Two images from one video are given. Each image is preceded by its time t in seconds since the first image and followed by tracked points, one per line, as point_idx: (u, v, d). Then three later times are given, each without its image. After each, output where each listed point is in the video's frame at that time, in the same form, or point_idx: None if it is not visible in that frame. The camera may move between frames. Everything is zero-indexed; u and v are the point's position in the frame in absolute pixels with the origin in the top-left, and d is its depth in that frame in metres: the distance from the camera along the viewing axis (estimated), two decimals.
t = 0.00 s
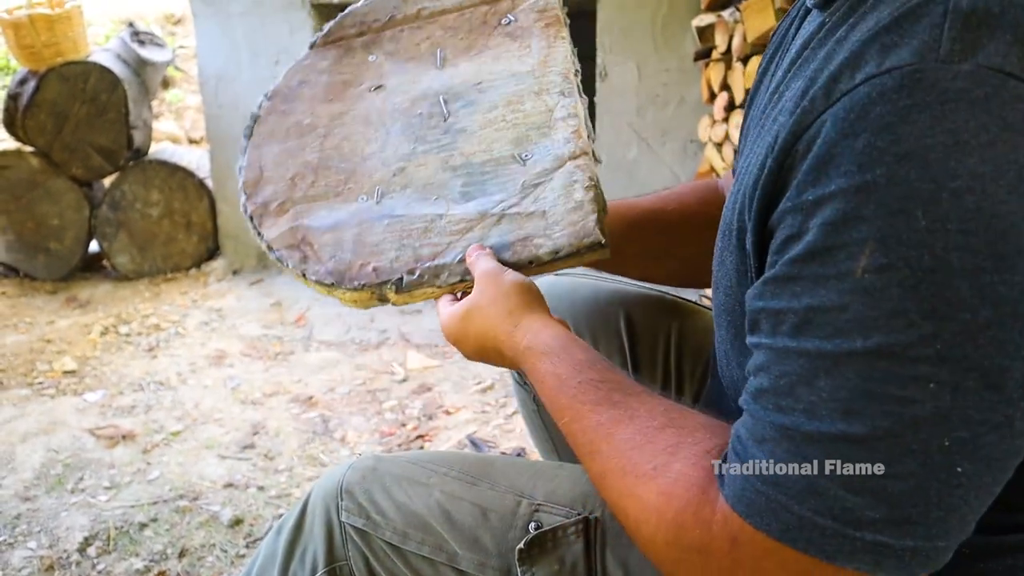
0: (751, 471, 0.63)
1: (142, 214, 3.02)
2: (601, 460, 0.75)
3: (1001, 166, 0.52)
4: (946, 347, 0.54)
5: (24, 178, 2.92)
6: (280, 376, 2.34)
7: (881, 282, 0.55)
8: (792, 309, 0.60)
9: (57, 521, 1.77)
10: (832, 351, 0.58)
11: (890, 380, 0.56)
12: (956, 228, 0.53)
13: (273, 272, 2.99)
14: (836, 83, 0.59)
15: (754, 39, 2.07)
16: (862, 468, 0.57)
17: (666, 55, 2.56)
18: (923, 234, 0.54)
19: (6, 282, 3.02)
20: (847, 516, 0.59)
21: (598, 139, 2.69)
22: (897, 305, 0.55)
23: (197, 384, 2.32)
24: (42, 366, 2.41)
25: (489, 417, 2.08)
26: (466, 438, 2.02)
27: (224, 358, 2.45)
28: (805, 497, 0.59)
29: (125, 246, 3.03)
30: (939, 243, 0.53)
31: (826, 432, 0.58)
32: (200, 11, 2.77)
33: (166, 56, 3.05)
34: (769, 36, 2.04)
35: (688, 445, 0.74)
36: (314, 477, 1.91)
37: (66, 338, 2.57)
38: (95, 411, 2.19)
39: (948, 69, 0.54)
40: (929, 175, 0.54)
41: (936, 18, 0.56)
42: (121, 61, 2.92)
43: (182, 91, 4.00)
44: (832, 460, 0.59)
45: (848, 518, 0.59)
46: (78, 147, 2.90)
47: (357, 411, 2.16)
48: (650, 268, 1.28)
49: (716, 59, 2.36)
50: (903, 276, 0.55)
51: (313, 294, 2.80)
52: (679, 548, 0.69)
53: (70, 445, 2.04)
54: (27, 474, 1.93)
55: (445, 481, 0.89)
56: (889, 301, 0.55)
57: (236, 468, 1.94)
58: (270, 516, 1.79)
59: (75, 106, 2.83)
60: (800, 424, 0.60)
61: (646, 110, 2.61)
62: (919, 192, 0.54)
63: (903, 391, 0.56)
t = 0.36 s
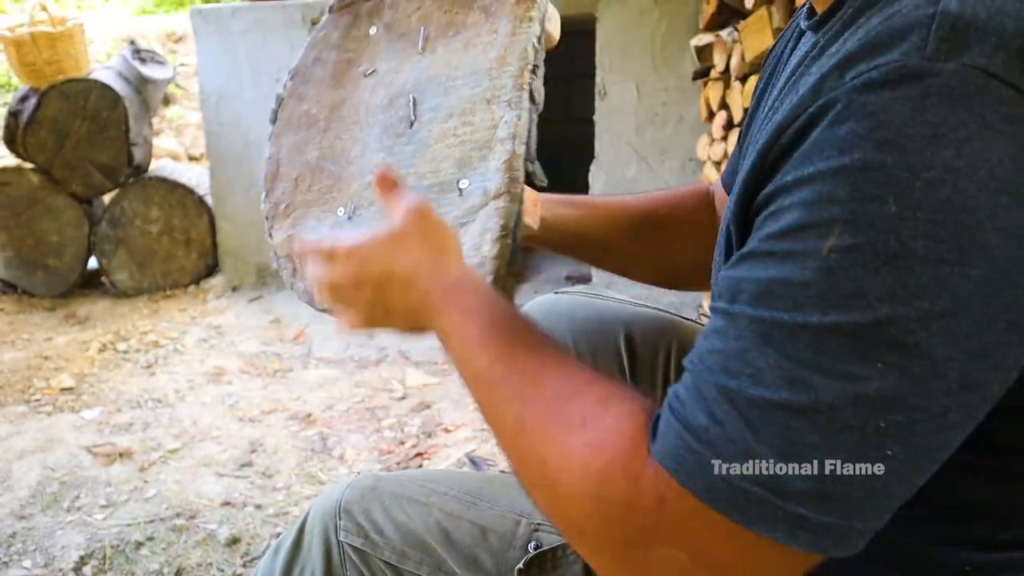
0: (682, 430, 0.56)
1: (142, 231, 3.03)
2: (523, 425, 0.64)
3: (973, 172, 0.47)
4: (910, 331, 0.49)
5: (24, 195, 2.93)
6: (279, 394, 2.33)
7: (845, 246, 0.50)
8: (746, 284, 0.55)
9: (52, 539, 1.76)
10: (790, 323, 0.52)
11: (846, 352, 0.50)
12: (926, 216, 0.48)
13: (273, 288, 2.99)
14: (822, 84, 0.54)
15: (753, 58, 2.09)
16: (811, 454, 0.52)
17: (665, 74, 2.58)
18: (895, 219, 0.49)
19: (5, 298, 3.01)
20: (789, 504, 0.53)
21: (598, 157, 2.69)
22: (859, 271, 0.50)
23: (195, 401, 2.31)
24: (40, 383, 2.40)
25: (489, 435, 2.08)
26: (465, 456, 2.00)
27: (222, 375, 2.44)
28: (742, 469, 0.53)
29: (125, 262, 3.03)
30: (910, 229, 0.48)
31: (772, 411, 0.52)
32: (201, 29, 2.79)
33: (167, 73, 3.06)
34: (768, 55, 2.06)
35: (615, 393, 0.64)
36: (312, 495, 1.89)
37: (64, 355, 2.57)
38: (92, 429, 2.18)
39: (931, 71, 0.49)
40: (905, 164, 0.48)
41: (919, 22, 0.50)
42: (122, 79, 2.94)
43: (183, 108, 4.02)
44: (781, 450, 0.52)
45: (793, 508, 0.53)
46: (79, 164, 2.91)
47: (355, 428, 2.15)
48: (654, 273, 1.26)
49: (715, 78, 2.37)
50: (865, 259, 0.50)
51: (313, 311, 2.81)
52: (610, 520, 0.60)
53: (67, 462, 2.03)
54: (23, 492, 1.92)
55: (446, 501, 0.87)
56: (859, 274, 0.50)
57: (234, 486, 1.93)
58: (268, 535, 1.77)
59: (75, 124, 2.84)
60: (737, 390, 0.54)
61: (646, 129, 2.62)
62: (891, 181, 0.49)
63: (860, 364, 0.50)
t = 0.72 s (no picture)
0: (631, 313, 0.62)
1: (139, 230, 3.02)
2: (480, 320, 0.73)
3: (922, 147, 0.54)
4: (847, 269, 0.55)
5: (21, 194, 2.92)
6: (277, 394, 2.33)
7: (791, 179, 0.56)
8: (717, 199, 0.61)
9: (50, 539, 1.75)
10: (736, 242, 0.58)
11: (785, 273, 0.57)
12: (861, 181, 0.55)
13: (271, 288, 2.99)
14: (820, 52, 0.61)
15: (752, 58, 2.09)
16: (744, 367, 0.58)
17: (664, 74, 2.58)
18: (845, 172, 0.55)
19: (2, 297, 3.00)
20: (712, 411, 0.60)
21: (596, 157, 2.70)
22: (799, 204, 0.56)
23: (193, 401, 2.31)
24: (37, 382, 2.40)
25: (487, 435, 2.08)
26: (463, 456, 2.00)
27: (220, 374, 2.44)
28: (672, 363, 0.60)
29: (122, 262, 3.02)
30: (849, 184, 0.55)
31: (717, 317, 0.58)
32: (200, 28, 2.80)
33: (165, 72, 3.06)
34: (767, 55, 2.07)
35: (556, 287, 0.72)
36: (310, 495, 1.89)
37: (61, 354, 2.56)
38: (90, 428, 2.18)
39: (909, 47, 0.55)
40: (859, 129, 0.55)
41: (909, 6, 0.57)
42: (120, 77, 2.93)
43: (181, 107, 4.01)
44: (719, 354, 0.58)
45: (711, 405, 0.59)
46: (76, 163, 2.89)
47: (353, 428, 2.15)
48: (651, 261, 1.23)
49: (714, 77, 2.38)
50: (808, 207, 0.56)
51: (311, 311, 2.80)
52: (582, 403, 0.67)
53: (64, 461, 2.03)
54: (21, 491, 1.92)
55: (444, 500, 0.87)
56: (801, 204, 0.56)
57: (232, 486, 1.93)
58: (266, 535, 1.77)
59: (73, 122, 2.83)
60: (690, 292, 0.59)
61: (644, 129, 2.62)
62: (850, 138, 0.55)
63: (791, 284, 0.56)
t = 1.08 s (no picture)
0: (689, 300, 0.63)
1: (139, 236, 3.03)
2: (499, 395, 0.74)
3: (974, 135, 0.54)
4: (936, 223, 0.55)
5: (20, 200, 2.93)
6: (275, 400, 2.33)
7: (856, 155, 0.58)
8: (779, 182, 0.62)
9: (48, 545, 1.75)
10: (815, 210, 0.59)
11: (853, 243, 0.57)
12: (944, 133, 0.55)
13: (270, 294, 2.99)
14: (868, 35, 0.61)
15: (750, 64, 2.11)
16: (804, 350, 0.58)
17: (663, 80, 2.58)
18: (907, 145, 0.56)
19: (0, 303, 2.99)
20: (793, 383, 0.59)
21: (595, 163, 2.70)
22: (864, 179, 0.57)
23: (192, 407, 2.30)
24: (35, 388, 2.39)
25: (485, 441, 2.08)
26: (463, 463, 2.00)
27: (219, 381, 2.44)
28: (751, 352, 0.59)
29: (122, 267, 3.02)
30: (915, 156, 0.55)
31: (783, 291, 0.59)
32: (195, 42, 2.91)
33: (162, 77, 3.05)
34: (766, 62, 2.07)
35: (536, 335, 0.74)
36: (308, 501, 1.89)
37: (60, 360, 2.56)
38: (89, 434, 2.18)
39: None
40: (931, 79, 0.56)
41: None
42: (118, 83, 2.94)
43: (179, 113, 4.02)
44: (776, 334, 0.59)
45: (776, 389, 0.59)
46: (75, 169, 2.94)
47: (352, 434, 2.15)
48: (664, 262, 1.28)
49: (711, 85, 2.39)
50: (890, 164, 0.56)
51: (310, 317, 2.81)
52: (640, 410, 0.66)
53: (63, 468, 2.03)
54: (19, 497, 1.91)
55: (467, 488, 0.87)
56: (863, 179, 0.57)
57: (230, 492, 1.93)
58: (264, 541, 1.77)
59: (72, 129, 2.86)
60: (757, 274, 0.60)
61: (643, 135, 2.62)
62: (917, 111, 0.56)
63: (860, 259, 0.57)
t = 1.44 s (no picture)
0: (742, 229, 0.58)
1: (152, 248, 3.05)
2: (495, 391, 0.63)
3: None
4: None
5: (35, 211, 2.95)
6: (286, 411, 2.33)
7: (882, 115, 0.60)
8: (829, 133, 0.62)
9: (61, 556, 1.75)
10: (900, 96, 0.59)
11: (931, 139, 0.57)
12: None
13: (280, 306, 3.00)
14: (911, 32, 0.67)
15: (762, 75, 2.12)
16: (890, 269, 0.55)
17: (674, 92, 2.59)
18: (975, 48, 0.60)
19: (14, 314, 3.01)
20: (883, 260, 0.55)
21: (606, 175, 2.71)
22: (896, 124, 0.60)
23: (204, 419, 2.31)
24: (49, 399, 2.40)
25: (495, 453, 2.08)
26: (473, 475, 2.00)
27: (231, 392, 2.45)
28: (832, 232, 0.56)
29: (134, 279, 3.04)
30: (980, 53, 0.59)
31: (886, 179, 0.57)
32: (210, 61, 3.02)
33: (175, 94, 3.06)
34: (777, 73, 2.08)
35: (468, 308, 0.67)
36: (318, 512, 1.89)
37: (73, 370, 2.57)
38: (102, 445, 2.18)
39: None
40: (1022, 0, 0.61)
41: None
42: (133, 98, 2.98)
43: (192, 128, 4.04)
44: (867, 248, 0.55)
45: (850, 319, 0.54)
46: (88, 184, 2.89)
47: (363, 446, 2.16)
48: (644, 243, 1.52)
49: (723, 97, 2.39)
50: (984, 55, 0.59)
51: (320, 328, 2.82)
52: (622, 315, 0.59)
53: (76, 478, 2.03)
54: (32, 508, 1.92)
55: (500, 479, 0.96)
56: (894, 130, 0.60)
57: (241, 503, 1.94)
58: (275, 553, 1.76)
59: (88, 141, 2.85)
60: (822, 160, 0.59)
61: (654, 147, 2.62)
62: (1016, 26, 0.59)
63: (937, 156, 0.57)
